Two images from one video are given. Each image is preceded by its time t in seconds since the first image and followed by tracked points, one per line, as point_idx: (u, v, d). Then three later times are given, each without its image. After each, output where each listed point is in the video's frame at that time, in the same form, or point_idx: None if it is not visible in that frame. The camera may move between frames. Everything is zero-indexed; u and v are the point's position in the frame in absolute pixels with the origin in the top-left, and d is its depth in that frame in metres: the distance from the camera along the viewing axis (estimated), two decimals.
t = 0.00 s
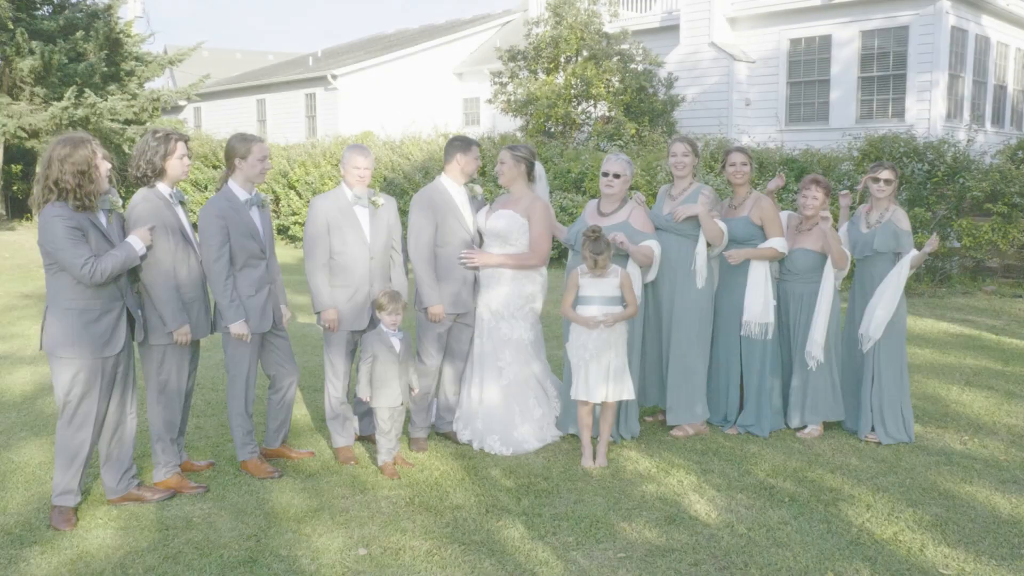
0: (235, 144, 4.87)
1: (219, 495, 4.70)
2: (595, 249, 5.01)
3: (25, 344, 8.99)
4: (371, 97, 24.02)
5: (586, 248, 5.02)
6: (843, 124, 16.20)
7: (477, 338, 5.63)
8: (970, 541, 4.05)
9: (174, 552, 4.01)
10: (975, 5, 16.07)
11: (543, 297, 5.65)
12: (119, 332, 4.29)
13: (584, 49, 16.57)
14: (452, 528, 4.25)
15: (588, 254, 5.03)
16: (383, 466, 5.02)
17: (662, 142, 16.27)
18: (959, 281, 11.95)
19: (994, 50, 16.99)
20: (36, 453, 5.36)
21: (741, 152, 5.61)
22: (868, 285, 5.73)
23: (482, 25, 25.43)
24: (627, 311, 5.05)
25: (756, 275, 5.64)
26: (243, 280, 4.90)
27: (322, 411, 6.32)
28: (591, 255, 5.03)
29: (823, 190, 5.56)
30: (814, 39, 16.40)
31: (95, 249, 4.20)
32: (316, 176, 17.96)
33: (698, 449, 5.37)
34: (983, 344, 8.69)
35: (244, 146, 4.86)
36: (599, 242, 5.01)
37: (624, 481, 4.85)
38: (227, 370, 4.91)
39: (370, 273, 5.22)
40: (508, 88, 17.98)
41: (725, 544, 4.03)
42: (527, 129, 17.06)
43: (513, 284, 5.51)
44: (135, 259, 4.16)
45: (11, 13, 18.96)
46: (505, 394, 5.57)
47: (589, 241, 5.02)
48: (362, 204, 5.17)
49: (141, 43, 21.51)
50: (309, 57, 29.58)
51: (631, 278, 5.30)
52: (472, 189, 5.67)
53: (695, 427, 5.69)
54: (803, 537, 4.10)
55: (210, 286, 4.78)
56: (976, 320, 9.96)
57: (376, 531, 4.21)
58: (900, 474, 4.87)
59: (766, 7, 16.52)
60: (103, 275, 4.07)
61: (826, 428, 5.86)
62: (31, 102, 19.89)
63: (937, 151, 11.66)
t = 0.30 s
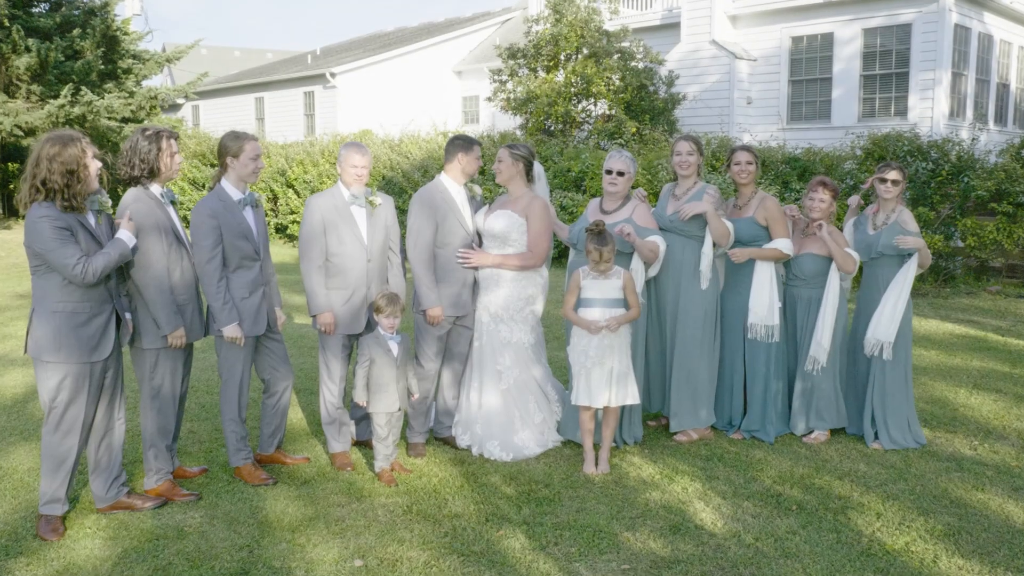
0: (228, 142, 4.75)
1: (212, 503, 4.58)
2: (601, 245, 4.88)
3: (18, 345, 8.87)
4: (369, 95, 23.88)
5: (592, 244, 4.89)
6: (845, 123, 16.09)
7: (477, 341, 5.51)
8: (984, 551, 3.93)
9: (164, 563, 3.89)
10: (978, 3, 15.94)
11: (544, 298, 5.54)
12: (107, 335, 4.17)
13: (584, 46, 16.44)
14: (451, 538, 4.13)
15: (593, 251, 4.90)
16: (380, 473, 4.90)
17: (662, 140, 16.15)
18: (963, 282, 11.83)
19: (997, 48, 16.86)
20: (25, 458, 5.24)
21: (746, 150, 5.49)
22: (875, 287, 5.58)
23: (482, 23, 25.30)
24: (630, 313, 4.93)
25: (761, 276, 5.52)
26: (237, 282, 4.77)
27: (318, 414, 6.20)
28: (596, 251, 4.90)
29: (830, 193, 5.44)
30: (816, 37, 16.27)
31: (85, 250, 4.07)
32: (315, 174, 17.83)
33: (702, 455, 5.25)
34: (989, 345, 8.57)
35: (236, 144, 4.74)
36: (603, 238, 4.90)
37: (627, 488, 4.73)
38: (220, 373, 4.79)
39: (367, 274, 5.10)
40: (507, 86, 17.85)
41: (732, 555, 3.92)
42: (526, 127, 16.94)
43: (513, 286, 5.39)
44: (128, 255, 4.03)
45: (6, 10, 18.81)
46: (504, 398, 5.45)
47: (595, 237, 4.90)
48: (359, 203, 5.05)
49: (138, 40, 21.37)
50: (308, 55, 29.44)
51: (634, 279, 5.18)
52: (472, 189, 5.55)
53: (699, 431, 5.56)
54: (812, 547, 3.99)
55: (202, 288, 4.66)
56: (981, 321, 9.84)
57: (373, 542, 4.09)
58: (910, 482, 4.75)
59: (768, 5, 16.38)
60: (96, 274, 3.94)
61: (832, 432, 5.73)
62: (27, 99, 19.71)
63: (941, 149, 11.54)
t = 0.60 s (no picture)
0: (218, 140, 4.62)
1: (204, 511, 4.46)
2: (606, 242, 4.77)
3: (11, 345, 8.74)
4: (368, 93, 23.74)
5: (596, 240, 4.78)
6: (848, 121, 15.97)
7: (476, 344, 5.39)
8: (999, 563, 3.81)
9: None
10: None
11: (545, 300, 5.41)
12: (95, 340, 4.04)
13: (584, 44, 16.31)
14: (449, 549, 4.01)
15: (597, 248, 4.78)
16: (377, 480, 4.77)
17: (663, 138, 16.00)
18: (968, 281, 11.68)
19: (1001, 46, 16.73)
20: (13, 464, 5.11)
21: (751, 149, 5.36)
22: (881, 289, 5.42)
23: (481, 21, 25.17)
24: (634, 316, 4.81)
25: (766, 277, 5.39)
26: (232, 284, 4.65)
27: (314, 418, 6.08)
28: (601, 248, 4.78)
29: (836, 191, 5.32)
30: (819, 34, 16.12)
31: (72, 252, 3.93)
32: (313, 173, 17.70)
33: (706, 461, 5.13)
34: (996, 346, 8.45)
35: (227, 143, 4.62)
36: (606, 235, 4.78)
37: (630, 496, 4.61)
38: (212, 377, 4.67)
39: (363, 276, 4.98)
40: (507, 84, 17.71)
41: (740, 566, 3.79)
42: (526, 125, 16.81)
43: (512, 288, 5.26)
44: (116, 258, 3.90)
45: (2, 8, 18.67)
46: (504, 402, 5.33)
47: (599, 234, 4.79)
48: (355, 203, 4.93)
49: (136, 38, 21.22)
50: (306, 53, 29.30)
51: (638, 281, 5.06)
52: (471, 188, 5.43)
53: (703, 436, 5.44)
54: (821, 558, 3.87)
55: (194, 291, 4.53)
56: (987, 322, 9.71)
57: (368, 552, 3.97)
58: (921, 489, 4.63)
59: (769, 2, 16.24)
60: (82, 278, 3.81)
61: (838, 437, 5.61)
62: (24, 97, 19.54)
63: (946, 148, 11.42)
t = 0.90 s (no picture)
0: (207, 138, 4.49)
1: (193, 521, 4.32)
2: (609, 241, 4.64)
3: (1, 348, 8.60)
4: (367, 91, 23.60)
5: (598, 240, 4.65)
6: (850, 119, 15.83)
7: (475, 347, 5.25)
8: None
9: None
10: None
11: (545, 303, 5.27)
12: (80, 345, 3.90)
13: (584, 41, 16.17)
14: (446, 561, 3.88)
15: (599, 248, 4.66)
16: (373, 488, 4.64)
17: (664, 137, 15.85)
18: (972, 282, 11.55)
19: (1004, 44, 16.60)
20: None
21: (757, 148, 5.24)
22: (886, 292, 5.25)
23: (480, 19, 25.03)
24: (637, 319, 4.68)
25: (771, 279, 5.25)
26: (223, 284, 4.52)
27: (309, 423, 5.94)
28: (602, 248, 4.65)
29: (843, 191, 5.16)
30: (821, 31, 15.98)
31: (55, 255, 3.79)
32: (311, 172, 17.56)
33: (712, 468, 5.00)
34: (1003, 348, 8.32)
35: (214, 140, 4.48)
36: (608, 234, 4.66)
37: (633, 505, 4.48)
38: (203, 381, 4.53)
39: (358, 279, 4.85)
40: (506, 82, 17.56)
41: None
42: (526, 124, 16.67)
43: (511, 289, 5.12)
44: (96, 259, 3.77)
45: None
46: (503, 407, 5.20)
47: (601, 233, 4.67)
48: (350, 203, 4.80)
49: (133, 35, 21.05)
50: (305, 51, 29.16)
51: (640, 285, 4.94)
52: (469, 188, 5.30)
53: (708, 442, 5.31)
54: (832, 572, 3.74)
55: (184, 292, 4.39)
56: (993, 323, 9.57)
57: (363, 565, 3.84)
58: (932, 497, 4.51)
59: None
60: (62, 282, 3.68)
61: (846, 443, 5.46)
62: (20, 95, 19.35)
63: (951, 146, 11.28)
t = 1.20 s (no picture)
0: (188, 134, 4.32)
1: (181, 531, 4.19)
2: (609, 239, 4.51)
3: None
4: (365, 90, 23.46)
5: (599, 240, 4.52)
6: (852, 118, 15.69)
7: (473, 350, 5.12)
8: None
9: None
10: None
11: (544, 304, 5.14)
12: (59, 351, 3.77)
13: (584, 39, 16.04)
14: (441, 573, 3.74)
15: (599, 248, 4.52)
16: (367, 496, 4.51)
17: (664, 135, 15.71)
18: (976, 282, 11.40)
19: (1007, 42, 16.45)
20: None
21: (761, 146, 5.12)
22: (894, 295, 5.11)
23: (479, 18, 24.89)
24: (638, 322, 4.55)
25: (776, 280, 5.12)
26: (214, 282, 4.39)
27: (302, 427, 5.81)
28: (603, 247, 4.51)
29: (854, 197, 5.02)
30: (823, 29, 15.84)
31: (28, 258, 3.67)
32: (309, 170, 17.43)
33: (716, 475, 4.87)
34: (1009, 349, 8.19)
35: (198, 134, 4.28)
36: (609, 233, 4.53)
37: (635, 513, 4.34)
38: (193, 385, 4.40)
39: (352, 280, 4.72)
40: (505, 81, 17.43)
41: None
42: (525, 122, 16.54)
43: (508, 291, 4.99)
44: (71, 265, 3.66)
45: None
46: (501, 413, 5.06)
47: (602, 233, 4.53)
48: (343, 203, 4.67)
49: (130, 33, 20.90)
50: (303, 50, 29.02)
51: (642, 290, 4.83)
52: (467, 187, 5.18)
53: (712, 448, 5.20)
54: None
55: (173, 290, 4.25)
56: (999, 324, 9.44)
57: None
58: (943, 505, 4.37)
59: None
60: (31, 288, 3.56)
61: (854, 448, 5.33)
62: (16, 94, 19.21)
63: (954, 145, 11.16)
